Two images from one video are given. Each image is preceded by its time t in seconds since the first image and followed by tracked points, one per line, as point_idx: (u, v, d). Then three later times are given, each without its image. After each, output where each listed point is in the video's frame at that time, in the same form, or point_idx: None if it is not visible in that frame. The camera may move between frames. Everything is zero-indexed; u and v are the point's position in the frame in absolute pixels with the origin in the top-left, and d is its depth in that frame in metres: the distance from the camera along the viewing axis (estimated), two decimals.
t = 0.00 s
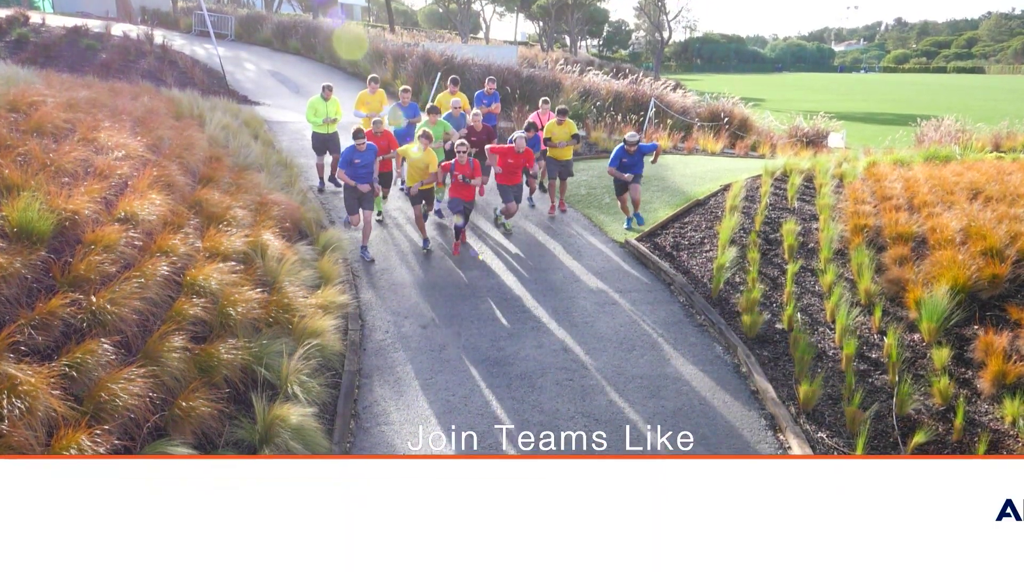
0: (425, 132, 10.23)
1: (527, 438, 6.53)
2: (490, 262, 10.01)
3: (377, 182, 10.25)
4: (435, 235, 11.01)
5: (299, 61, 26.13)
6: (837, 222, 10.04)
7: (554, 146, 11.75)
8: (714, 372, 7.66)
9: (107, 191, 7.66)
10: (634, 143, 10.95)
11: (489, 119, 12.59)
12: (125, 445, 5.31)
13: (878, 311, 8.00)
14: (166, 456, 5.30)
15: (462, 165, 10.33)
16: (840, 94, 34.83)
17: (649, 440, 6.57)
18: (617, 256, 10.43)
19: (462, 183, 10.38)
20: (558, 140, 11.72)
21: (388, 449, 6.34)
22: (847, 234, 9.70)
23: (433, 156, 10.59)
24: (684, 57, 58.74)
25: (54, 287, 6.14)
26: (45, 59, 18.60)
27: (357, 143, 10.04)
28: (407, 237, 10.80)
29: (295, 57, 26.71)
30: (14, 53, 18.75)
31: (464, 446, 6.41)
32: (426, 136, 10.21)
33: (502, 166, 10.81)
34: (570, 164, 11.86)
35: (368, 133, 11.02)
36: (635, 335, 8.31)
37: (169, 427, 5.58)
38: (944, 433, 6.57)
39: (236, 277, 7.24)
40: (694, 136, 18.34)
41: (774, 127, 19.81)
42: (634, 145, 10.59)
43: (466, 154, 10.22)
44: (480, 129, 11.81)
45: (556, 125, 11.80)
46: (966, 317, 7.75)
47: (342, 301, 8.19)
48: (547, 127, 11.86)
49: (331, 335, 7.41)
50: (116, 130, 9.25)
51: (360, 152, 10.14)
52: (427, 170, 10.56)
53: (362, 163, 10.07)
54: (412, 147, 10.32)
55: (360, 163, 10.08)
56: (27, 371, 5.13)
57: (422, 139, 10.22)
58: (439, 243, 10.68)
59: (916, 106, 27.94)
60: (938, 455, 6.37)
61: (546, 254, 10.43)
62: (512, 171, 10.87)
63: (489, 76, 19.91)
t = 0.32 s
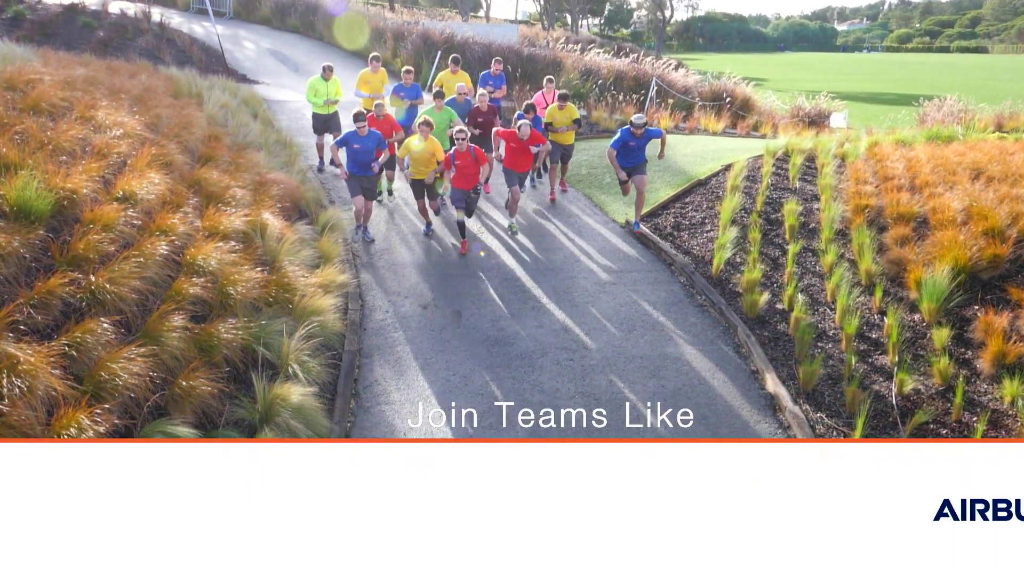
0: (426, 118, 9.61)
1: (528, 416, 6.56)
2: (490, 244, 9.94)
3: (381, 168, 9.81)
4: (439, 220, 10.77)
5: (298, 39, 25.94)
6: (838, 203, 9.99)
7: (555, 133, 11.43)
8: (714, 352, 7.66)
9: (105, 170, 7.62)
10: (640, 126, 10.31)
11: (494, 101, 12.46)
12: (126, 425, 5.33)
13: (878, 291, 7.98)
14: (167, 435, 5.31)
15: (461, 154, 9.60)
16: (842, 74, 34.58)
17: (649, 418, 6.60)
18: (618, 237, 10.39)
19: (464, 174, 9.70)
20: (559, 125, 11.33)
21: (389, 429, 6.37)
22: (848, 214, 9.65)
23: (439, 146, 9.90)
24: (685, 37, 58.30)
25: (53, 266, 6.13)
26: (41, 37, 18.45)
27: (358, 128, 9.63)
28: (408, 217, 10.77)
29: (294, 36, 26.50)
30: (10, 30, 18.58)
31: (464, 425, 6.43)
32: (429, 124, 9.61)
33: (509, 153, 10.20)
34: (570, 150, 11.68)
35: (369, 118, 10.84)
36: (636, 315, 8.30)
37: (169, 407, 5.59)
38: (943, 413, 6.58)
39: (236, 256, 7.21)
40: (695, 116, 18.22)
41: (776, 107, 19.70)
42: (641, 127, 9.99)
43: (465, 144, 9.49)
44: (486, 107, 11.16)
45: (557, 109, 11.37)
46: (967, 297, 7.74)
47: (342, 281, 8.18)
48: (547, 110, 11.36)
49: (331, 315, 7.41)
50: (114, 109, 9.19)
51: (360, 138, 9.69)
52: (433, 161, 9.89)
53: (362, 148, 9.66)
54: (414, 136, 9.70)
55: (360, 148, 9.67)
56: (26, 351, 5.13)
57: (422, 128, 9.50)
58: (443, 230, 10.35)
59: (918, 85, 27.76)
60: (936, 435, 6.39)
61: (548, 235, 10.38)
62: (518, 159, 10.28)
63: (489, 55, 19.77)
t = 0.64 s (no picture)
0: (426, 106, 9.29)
1: (527, 399, 6.57)
2: (490, 227, 9.88)
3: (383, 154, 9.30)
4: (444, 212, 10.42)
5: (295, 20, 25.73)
6: (838, 185, 9.95)
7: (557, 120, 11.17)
8: (714, 334, 7.66)
9: (101, 152, 7.58)
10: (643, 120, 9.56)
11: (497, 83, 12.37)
12: (125, 407, 5.33)
13: (878, 274, 7.97)
14: (166, 417, 5.32)
15: (464, 152, 9.15)
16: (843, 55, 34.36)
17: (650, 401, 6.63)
18: (619, 220, 10.35)
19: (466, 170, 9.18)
20: (559, 112, 11.14)
21: (388, 411, 6.38)
22: (847, 197, 9.62)
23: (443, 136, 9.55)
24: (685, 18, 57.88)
25: (50, 249, 6.11)
26: (36, 18, 18.29)
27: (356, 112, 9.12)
28: (406, 200, 10.73)
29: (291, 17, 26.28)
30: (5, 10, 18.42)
31: (462, 408, 6.44)
32: (428, 111, 9.27)
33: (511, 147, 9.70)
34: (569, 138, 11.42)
35: (370, 104, 10.62)
36: (635, 297, 8.29)
37: (168, 389, 5.59)
38: (942, 394, 6.59)
39: (234, 239, 7.19)
40: (695, 98, 18.11)
41: (776, 89, 19.58)
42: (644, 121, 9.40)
43: (467, 141, 9.05)
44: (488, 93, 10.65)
45: (556, 96, 11.14)
46: (965, 280, 7.73)
47: (340, 263, 8.16)
48: (547, 98, 11.16)
49: (330, 297, 7.39)
50: (110, 90, 9.13)
51: (359, 123, 9.20)
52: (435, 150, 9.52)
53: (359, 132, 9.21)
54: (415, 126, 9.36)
55: (357, 132, 9.23)
56: (23, 334, 5.12)
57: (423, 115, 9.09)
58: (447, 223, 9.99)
59: (919, 68, 27.59)
60: (934, 416, 6.40)
61: (548, 217, 10.33)
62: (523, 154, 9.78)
63: (488, 36, 19.62)
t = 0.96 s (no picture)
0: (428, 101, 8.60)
1: (524, 385, 6.58)
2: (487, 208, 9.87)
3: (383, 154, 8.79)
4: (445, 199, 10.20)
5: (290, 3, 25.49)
6: (836, 169, 9.91)
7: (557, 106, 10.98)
8: (711, 319, 7.66)
9: (96, 136, 7.53)
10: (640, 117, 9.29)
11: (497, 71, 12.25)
12: (122, 392, 5.33)
13: (876, 258, 7.96)
14: (164, 403, 5.32)
15: (467, 142, 8.54)
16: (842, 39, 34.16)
17: (647, 385, 6.65)
18: (616, 203, 10.34)
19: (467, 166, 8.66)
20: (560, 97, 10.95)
21: (386, 396, 6.40)
22: (845, 181, 9.59)
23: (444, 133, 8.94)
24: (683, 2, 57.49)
25: (45, 234, 6.09)
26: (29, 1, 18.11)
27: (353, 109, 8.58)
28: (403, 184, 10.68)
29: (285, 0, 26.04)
30: None
31: (460, 393, 6.46)
32: (428, 107, 8.57)
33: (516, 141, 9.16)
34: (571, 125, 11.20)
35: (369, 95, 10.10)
36: (633, 282, 8.28)
37: (166, 375, 5.58)
38: (938, 378, 6.61)
39: (230, 224, 7.15)
40: (693, 82, 18.02)
41: (774, 73, 19.48)
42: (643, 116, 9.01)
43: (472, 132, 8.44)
44: (489, 83, 10.39)
45: (557, 80, 10.94)
46: (963, 263, 7.72)
47: (337, 248, 8.13)
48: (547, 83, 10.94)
49: (328, 283, 7.37)
50: (104, 74, 9.05)
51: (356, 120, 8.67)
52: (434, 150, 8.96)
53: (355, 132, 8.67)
54: (416, 121, 8.75)
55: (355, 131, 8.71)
56: (20, 320, 5.11)
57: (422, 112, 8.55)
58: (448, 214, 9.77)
59: (917, 52, 27.46)
60: (930, 400, 6.41)
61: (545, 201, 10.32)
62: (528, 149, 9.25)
63: (485, 19, 19.47)
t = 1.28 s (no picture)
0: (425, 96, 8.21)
1: (522, 368, 6.59)
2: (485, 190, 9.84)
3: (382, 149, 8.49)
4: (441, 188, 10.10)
5: None
6: (834, 149, 9.88)
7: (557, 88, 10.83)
8: (709, 301, 7.66)
9: (89, 121, 7.48)
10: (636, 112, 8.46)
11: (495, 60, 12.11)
12: (119, 378, 5.33)
13: (873, 239, 7.96)
14: (161, 388, 5.31)
15: (471, 144, 8.10)
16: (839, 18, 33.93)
17: (645, 368, 6.65)
18: (612, 185, 10.33)
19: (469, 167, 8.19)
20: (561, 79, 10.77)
21: (384, 379, 6.40)
22: (843, 161, 9.56)
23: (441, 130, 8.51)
24: None
25: (40, 219, 6.05)
26: None
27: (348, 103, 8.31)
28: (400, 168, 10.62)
29: None
30: None
31: (459, 375, 6.48)
32: (426, 103, 8.12)
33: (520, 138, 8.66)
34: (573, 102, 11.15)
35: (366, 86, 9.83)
36: (631, 264, 8.28)
37: (163, 360, 5.57)
38: (936, 358, 6.63)
39: (225, 208, 7.11)
40: (691, 63, 17.91)
41: (771, 54, 19.36)
42: (639, 112, 8.41)
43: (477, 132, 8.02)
44: (487, 67, 10.29)
45: (557, 62, 10.74)
46: (960, 243, 7.72)
47: (334, 232, 8.11)
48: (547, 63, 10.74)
49: (324, 266, 7.36)
50: (96, 57, 8.97)
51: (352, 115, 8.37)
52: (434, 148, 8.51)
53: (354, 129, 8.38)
54: (411, 118, 8.36)
55: (353, 128, 8.41)
56: (16, 306, 5.10)
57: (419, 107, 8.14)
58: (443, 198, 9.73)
59: (915, 31, 27.28)
60: (928, 380, 6.43)
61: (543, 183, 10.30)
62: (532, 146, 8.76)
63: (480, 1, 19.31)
